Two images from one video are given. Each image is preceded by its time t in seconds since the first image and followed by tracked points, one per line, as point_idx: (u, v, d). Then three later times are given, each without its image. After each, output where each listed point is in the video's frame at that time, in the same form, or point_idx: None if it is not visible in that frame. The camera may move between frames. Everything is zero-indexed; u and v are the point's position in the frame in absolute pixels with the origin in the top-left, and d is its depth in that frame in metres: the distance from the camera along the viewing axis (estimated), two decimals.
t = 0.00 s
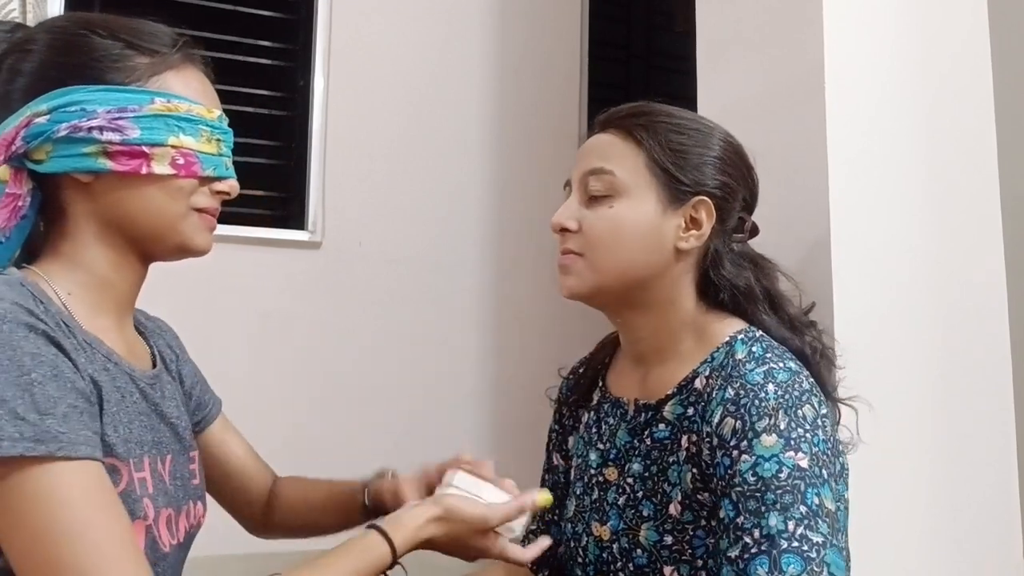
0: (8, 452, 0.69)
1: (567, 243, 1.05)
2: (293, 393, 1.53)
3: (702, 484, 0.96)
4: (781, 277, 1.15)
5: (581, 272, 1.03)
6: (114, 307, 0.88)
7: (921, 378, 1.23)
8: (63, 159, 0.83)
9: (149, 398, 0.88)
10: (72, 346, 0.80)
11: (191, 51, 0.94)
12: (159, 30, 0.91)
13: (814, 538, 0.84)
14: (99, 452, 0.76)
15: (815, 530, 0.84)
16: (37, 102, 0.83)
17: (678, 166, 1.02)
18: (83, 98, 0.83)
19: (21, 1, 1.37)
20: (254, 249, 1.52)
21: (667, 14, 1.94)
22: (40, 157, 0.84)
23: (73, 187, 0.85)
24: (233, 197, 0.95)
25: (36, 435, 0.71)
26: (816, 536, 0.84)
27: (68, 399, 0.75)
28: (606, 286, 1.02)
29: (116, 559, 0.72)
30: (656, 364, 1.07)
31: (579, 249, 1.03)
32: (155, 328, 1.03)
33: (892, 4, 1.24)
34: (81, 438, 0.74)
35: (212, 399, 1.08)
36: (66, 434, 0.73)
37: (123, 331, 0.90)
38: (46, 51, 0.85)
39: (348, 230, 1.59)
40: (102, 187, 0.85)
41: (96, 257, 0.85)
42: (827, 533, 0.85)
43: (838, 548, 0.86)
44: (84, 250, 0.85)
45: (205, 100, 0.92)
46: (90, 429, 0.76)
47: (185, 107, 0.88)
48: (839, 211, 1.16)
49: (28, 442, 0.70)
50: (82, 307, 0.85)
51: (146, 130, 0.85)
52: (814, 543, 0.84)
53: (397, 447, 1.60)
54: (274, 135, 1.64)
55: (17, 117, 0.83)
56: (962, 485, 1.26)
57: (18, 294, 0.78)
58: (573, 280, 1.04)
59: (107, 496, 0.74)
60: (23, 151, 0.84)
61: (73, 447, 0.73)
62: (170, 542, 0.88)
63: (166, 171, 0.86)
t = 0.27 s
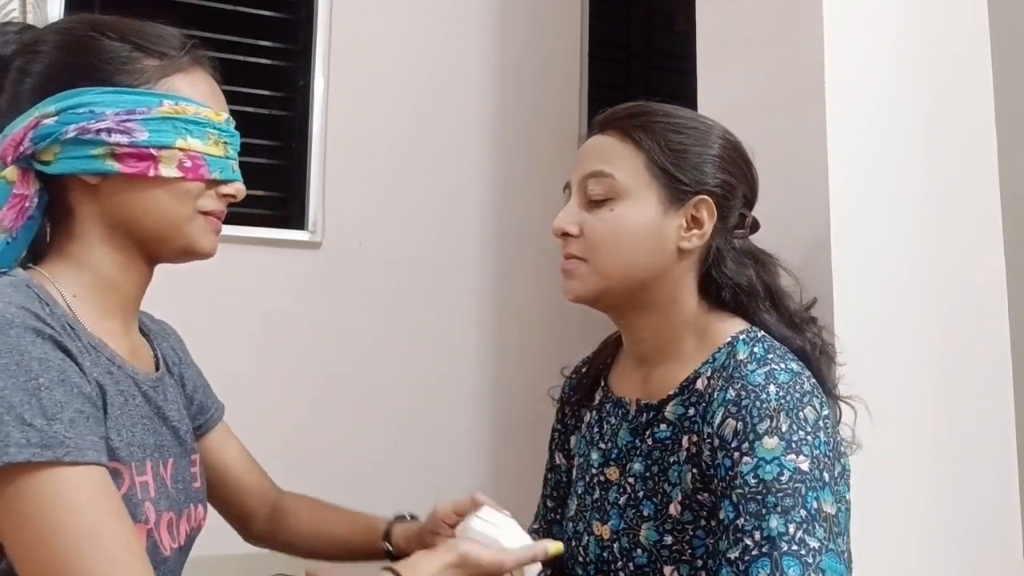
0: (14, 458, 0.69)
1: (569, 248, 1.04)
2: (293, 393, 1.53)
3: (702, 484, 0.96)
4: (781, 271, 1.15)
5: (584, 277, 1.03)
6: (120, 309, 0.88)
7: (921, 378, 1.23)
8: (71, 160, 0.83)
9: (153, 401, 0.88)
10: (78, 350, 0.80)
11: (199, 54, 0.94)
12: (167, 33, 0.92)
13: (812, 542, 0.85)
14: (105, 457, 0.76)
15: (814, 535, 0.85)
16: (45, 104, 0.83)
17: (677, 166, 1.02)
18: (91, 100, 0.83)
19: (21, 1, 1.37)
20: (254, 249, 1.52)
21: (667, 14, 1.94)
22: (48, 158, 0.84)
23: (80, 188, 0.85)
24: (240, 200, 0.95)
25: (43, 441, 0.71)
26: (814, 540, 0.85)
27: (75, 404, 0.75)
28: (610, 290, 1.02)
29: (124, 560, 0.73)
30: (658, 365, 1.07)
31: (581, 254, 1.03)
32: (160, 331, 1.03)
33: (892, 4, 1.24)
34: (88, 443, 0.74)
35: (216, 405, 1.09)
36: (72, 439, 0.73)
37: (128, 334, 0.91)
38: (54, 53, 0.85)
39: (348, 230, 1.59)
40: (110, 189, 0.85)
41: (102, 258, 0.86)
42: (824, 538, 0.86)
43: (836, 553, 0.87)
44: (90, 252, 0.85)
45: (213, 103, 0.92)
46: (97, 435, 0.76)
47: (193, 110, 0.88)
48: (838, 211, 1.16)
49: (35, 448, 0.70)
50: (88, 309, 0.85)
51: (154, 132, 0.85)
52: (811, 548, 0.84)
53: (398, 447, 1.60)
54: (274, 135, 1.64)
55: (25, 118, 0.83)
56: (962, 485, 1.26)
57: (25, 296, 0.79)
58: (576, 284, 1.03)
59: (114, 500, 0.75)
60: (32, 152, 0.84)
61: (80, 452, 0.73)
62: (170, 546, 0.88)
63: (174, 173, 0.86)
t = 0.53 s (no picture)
0: None
1: (569, 250, 1.04)
2: (293, 393, 1.53)
3: (705, 484, 0.96)
4: (778, 266, 1.15)
5: (585, 279, 1.03)
6: (119, 312, 0.88)
7: (921, 378, 1.23)
8: (74, 161, 0.83)
9: (150, 405, 0.88)
10: (67, 353, 0.79)
11: (203, 55, 0.94)
12: (172, 35, 0.92)
13: (828, 550, 0.85)
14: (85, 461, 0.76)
15: (828, 543, 0.85)
16: (49, 105, 0.83)
17: (675, 167, 1.02)
18: (95, 102, 0.83)
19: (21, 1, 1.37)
20: (254, 249, 1.52)
21: (667, 14, 1.94)
22: (52, 158, 0.84)
23: (83, 189, 0.86)
24: (242, 202, 0.95)
25: (18, 447, 0.71)
26: (829, 548, 0.85)
27: (56, 410, 0.75)
28: (612, 291, 1.02)
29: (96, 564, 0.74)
30: (659, 366, 1.07)
31: (582, 256, 1.03)
32: (166, 337, 1.04)
33: (892, 4, 1.24)
34: (66, 451, 0.75)
35: (218, 415, 1.08)
36: (50, 447, 0.73)
37: (129, 337, 0.90)
38: (59, 54, 0.86)
39: (348, 230, 1.59)
40: (113, 190, 0.85)
41: (103, 259, 0.86)
42: (838, 544, 0.86)
43: (848, 560, 0.89)
44: (92, 253, 0.85)
45: (217, 105, 0.92)
46: (77, 442, 0.76)
47: (197, 112, 0.88)
48: (838, 211, 1.16)
49: (10, 456, 0.71)
50: (86, 310, 0.85)
51: (157, 134, 0.85)
52: (828, 555, 0.85)
53: (398, 447, 1.60)
54: (274, 135, 1.64)
55: (29, 119, 0.83)
56: (962, 485, 1.26)
57: (21, 297, 0.79)
58: (577, 287, 1.03)
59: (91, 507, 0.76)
60: (36, 152, 0.83)
61: (56, 460, 0.73)
62: (164, 550, 0.88)
63: (177, 175, 0.86)
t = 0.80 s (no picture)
0: None
1: (573, 250, 1.04)
2: (293, 393, 1.53)
3: (714, 483, 0.96)
4: (779, 265, 1.15)
5: (590, 279, 1.03)
6: (117, 313, 0.88)
7: (921, 378, 1.23)
8: (72, 162, 0.83)
9: (148, 406, 0.88)
10: (63, 354, 0.80)
11: (202, 54, 0.94)
12: (171, 35, 0.92)
13: (834, 548, 0.85)
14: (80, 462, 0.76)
15: (835, 540, 0.85)
16: (47, 105, 0.83)
17: (677, 166, 1.02)
18: (93, 102, 0.83)
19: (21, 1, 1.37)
20: (253, 249, 1.52)
21: (667, 14, 1.95)
22: (50, 159, 0.84)
23: (81, 189, 0.86)
24: (241, 202, 0.95)
25: (11, 447, 0.71)
26: (835, 546, 0.85)
27: (51, 410, 0.75)
28: (618, 291, 1.02)
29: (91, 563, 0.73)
30: (663, 365, 1.06)
31: (586, 256, 1.03)
32: (167, 339, 1.04)
33: (892, 4, 1.24)
34: (61, 451, 0.74)
35: (217, 419, 1.08)
36: (44, 446, 0.73)
37: (126, 337, 0.91)
38: (58, 54, 0.86)
39: (348, 230, 1.59)
40: (111, 190, 0.85)
41: (100, 260, 0.86)
42: (846, 543, 0.86)
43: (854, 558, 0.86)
44: (89, 253, 0.85)
45: (216, 104, 0.92)
46: (72, 442, 0.76)
47: (195, 112, 0.88)
48: (838, 211, 1.16)
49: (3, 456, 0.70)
50: (84, 310, 0.85)
51: (156, 134, 0.85)
52: (832, 553, 0.85)
53: (398, 447, 1.60)
54: (274, 136, 1.64)
55: (28, 119, 0.83)
56: (962, 485, 1.26)
57: (18, 297, 0.80)
58: (582, 287, 1.03)
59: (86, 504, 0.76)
60: (33, 153, 0.84)
61: (51, 460, 0.73)
62: (161, 552, 0.88)
63: (175, 175, 0.86)
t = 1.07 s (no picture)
0: None
1: (575, 249, 1.04)
2: (293, 393, 1.53)
3: (714, 479, 0.96)
4: (779, 267, 1.16)
5: (592, 277, 1.03)
6: (111, 312, 0.88)
7: (921, 378, 1.23)
8: (66, 163, 0.84)
9: (146, 403, 0.88)
10: (59, 354, 0.80)
11: (198, 55, 0.94)
12: (166, 35, 0.92)
13: (807, 539, 0.85)
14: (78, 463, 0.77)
15: (810, 531, 0.85)
16: (40, 105, 0.84)
17: (679, 165, 1.02)
18: (87, 102, 0.83)
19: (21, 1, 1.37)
20: (253, 249, 1.52)
21: (667, 14, 1.95)
22: (44, 159, 0.84)
23: (75, 190, 0.86)
24: (236, 203, 0.95)
25: (9, 449, 0.71)
26: (809, 538, 0.85)
27: (49, 411, 0.75)
28: (620, 290, 1.02)
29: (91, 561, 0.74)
30: (663, 365, 1.06)
31: (588, 254, 1.03)
32: (160, 335, 1.04)
33: (892, 4, 1.24)
34: (59, 452, 0.75)
35: (215, 411, 1.08)
36: (42, 448, 0.73)
37: (121, 336, 0.91)
38: (52, 54, 0.86)
39: (347, 230, 1.59)
40: (105, 191, 0.85)
41: (93, 260, 0.86)
42: (825, 533, 0.85)
43: (837, 550, 0.85)
44: (83, 254, 0.86)
45: (211, 105, 0.92)
46: (71, 443, 0.76)
47: (190, 113, 0.88)
48: (838, 211, 1.16)
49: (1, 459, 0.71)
50: (78, 310, 0.85)
51: (149, 135, 0.85)
52: (805, 544, 0.84)
53: (398, 447, 1.60)
54: (274, 136, 1.64)
55: (22, 120, 0.84)
56: (962, 485, 1.26)
57: (13, 297, 0.80)
58: (583, 285, 1.03)
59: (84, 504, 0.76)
60: (27, 153, 0.84)
61: (49, 461, 0.73)
62: (161, 548, 0.88)
63: (168, 176, 0.86)
